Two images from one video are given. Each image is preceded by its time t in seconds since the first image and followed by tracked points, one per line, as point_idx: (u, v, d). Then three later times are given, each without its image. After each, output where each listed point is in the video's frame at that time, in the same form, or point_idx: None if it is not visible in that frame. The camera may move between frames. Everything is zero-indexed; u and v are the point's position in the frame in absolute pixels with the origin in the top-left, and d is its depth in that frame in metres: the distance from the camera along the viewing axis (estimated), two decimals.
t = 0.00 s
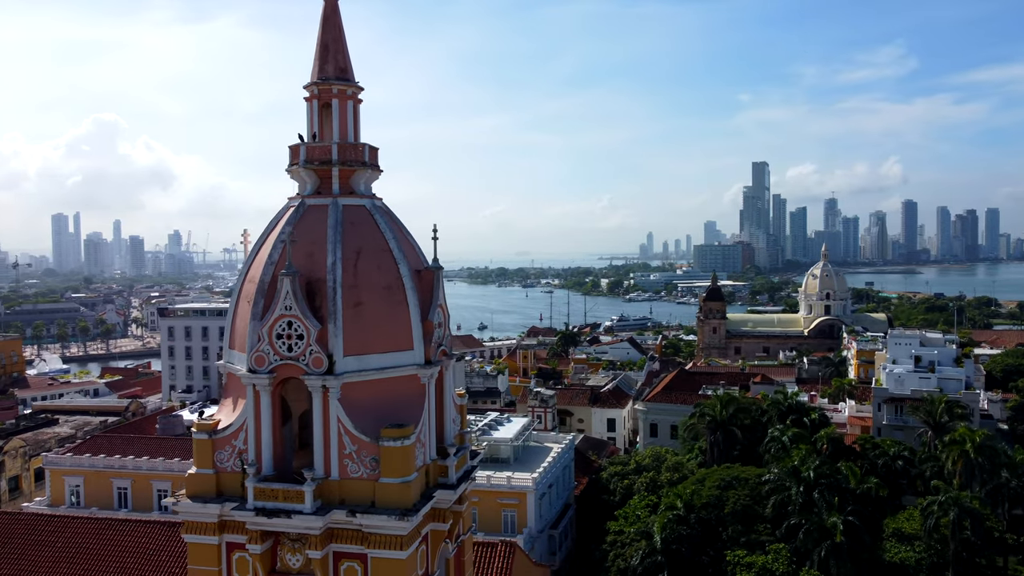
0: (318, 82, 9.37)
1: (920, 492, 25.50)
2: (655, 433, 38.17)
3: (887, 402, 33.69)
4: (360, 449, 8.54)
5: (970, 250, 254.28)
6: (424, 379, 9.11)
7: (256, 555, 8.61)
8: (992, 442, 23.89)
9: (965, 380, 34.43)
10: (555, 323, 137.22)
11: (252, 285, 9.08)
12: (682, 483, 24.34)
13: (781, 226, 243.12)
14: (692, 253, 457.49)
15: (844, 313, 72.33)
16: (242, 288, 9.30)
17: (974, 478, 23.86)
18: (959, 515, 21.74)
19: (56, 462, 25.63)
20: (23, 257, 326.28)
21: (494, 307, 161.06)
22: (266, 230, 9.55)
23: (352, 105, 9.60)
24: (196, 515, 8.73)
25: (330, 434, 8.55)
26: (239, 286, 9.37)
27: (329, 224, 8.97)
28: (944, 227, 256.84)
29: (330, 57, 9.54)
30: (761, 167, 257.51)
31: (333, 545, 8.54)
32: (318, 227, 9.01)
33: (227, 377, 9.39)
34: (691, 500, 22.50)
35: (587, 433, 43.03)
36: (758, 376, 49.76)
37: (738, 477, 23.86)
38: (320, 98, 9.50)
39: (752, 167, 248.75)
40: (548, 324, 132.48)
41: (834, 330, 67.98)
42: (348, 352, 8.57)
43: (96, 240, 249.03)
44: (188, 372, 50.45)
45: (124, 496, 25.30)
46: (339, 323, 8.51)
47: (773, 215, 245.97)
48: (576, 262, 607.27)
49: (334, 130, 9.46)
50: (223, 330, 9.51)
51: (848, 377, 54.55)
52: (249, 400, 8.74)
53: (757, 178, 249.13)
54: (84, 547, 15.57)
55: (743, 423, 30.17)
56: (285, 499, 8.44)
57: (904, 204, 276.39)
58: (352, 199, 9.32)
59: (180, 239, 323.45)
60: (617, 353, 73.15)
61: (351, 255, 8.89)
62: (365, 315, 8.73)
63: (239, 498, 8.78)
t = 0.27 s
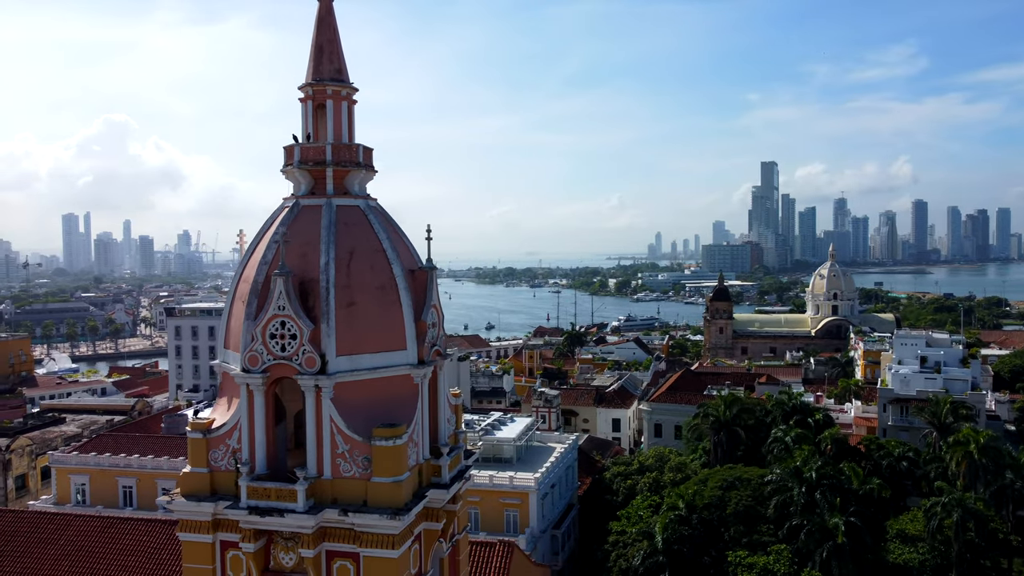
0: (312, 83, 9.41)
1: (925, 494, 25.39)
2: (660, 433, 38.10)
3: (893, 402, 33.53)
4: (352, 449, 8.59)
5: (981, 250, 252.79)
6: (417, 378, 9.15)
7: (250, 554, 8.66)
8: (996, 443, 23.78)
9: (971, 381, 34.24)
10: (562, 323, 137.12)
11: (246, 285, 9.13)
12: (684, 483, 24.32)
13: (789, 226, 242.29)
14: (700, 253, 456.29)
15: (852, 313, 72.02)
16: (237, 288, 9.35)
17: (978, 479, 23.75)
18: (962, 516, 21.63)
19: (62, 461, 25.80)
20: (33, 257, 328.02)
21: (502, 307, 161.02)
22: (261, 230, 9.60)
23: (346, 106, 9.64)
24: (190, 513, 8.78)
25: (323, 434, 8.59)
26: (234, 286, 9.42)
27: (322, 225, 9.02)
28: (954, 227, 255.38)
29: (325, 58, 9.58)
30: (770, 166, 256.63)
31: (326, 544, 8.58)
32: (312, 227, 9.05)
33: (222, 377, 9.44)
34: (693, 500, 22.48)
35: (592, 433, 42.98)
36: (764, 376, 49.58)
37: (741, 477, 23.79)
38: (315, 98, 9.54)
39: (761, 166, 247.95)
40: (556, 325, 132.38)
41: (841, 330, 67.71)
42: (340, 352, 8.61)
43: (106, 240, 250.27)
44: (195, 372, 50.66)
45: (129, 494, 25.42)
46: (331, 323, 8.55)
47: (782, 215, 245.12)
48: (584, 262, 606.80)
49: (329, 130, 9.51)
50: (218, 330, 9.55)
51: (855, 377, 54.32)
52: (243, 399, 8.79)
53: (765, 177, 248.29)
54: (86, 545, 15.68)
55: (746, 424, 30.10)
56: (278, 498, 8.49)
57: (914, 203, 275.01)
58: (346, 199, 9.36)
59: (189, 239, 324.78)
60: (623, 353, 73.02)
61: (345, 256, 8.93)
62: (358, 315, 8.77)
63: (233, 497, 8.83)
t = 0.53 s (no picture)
0: (307, 84, 9.44)
1: (928, 494, 25.28)
2: (664, 433, 38.08)
3: (898, 403, 33.40)
4: (346, 448, 8.63)
5: (990, 250, 251.41)
6: (411, 379, 9.17)
7: (245, 553, 8.70)
8: (1001, 444, 23.66)
9: (976, 382, 34.10)
10: (569, 323, 137.02)
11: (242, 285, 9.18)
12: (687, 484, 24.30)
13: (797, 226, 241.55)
14: (709, 253, 455.08)
15: (858, 313, 71.77)
16: (232, 289, 9.41)
17: (982, 480, 23.62)
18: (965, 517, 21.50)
19: (68, 459, 25.97)
20: (42, 257, 329.61)
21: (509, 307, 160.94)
22: (257, 230, 9.64)
23: (341, 107, 9.68)
24: (185, 512, 8.83)
25: (317, 433, 8.63)
26: (230, 286, 9.46)
27: (317, 226, 9.06)
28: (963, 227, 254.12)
29: (320, 59, 9.62)
30: (777, 166, 255.89)
31: (320, 543, 8.62)
32: (307, 227, 9.09)
33: (218, 377, 9.49)
34: (694, 501, 22.48)
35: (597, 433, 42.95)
36: (769, 377, 49.46)
37: (742, 478, 23.73)
38: (310, 99, 9.57)
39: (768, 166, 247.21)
40: (562, 325, 132.28)
41: (847, 330, 67.49)
42: (334, 352, 8.64)
43: (115, 240, 251.15)
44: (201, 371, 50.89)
45: (133, 493, 25.54)
46: (325, 323, 8.58)
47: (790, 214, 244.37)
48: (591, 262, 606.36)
49: (324, 131, 9.54)
50: (214, 331, 9.61)
51: (861, 378, 54.15)
52: (238, 399, 8.84)
53: (773, 177, 247.54)
54: (89, 544, 15.78)
55: (750, 424, 30.04)
56: (272, 498, 8.54)
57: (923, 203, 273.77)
58: (341, 200, 9.39)
59: (197, 239, 325.94)
60: (629, 353, 72.94)
61: (339, 256, 8.96)
62: (352, 315, 8.80)
63: (228, 496, 8.88)
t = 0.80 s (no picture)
0: (302, 85, 9.48)
1: (932, 495, 25.19)
2: (667, 433, 38.01)
3: (902, 403, 33.23)
4: (339, 448, 8.66)
5: (1000, 250, 250.09)
6: (404, 378, 9.20)
7: (239, 551, 8.74)
8: (1004, 445, 23.55)
9: (981, 382, 33.91)
10: (575, 323, 136.91)
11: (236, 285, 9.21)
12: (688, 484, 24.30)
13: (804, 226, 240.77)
14: (716, 253, 454.14)
15: (865, 313, 71.50)
16: (227, 289, 9.45)
17: (986, 482, 23.52)
18: (967, 518, 21.41)
19: (73, 458, 26.13)
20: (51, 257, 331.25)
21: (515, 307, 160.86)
22: (252, 231, 9.69)
23: (336, 108, 9.71)
24: (180, 511, 8.87)
25: (310, 433, 8.67)
26: (225, 287, 9.50)
27: (311, 226, 9.09)
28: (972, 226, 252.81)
29: (315, 60, 9.65)
30: (785, 165, 255.11)
31: (313, 542, 8.66)
32: (301, 228, 9.13)
33: (213, 376, 9.53)
34: (696, 502, 22.46)
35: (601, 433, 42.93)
36: (774, 377, 49.34)
37: (744, 478, 23.69)
38: (305, 100, 9.61)
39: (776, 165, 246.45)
40: (569, 325, 132.16)
41: (854, 330, 67.27)
42: (328, 352, 8.67)
43: (123, 240, 252.30)
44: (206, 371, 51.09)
45: (137, 492, 25.65)
46: (318, 324, 8.61)
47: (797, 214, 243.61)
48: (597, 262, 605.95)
49: (318, 132, 9.58)
50: (210, 331, 9.65)
51: (867, 378, 53.95)
52: (232, 399, 8.88)
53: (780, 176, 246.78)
54: (90, 542, 15.86)
55: (752, 424, 29.98)
56: (265, 497, 8.57)
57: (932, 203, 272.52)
58: (335, 201, 9.43)
59: (204, 239, 326.96)
60: (633, 353, 72.83)
61: (333, 256, 8.99)
62: (345, 315, 8.83)
63: (222, 495, 8.92)
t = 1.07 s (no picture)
0: (295, 87, 9.52)
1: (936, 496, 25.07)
2: (671, 434, 37.96)
3: (907, 404, 33.06)
4: (330, 448, 8.70)
5: (1010, 249, 248.67)
6: (397, 379, 9.23)
7: (231, 550, 8.79)
8: (1008, 446, 23.43)
9: (988, 383, 33.70)
10: (582, 323, 136.79)
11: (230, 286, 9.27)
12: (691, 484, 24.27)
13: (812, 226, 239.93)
14: (724, 253, 453.15)
15: (872, 314, 71.21)
16: (221, 289, 9.50)
17: (989, 483, 23.40)
18: (970, 520, 21.30)
19: (78, 457, 26.29)
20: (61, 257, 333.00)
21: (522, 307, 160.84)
22: (247, 232, 9.74)
23: (330, 109, 9.75)
24: (174, 510, 8.93)
25: (302, 433, 8.72)
26: (220, 287, 9.56)
27: (304, 227, 9.13)
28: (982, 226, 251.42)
29: (308, 62, 9.69)
30: (793, 165, 254.27)
31: (306, 541, 8.70)
32: (294, 229, 9.17)
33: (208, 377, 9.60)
34: (698, 502, 22.40)
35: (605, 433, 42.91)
36: (780, 377, 49.22)
37: (745, 479, 23.65)
38: (298, 102, 9.66)
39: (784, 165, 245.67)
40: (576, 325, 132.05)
41: (861, 331, 67.03)
42: (320, 352, 8.71)
43: (132, 240, 253.44)
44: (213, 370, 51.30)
45: (142, 490, 25.78)
46: (310, 324, 8.65)
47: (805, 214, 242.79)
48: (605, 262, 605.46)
49: (312, 133, 9.61)
50: (205, 331, 9.71)
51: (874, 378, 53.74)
52: (225, 399, 8.94)
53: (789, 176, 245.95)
54: (91, 541, 15.95)
55: (756, 425, 29.90)
56: (258, 497, 8.63)
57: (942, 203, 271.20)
58: (328, 202, 9.47)
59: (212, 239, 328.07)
60: (640, 353, 72.72)
61: (325, 257, 9.03)
62: (337, 316, 8.86)
63: (215, 494, 8.98)
